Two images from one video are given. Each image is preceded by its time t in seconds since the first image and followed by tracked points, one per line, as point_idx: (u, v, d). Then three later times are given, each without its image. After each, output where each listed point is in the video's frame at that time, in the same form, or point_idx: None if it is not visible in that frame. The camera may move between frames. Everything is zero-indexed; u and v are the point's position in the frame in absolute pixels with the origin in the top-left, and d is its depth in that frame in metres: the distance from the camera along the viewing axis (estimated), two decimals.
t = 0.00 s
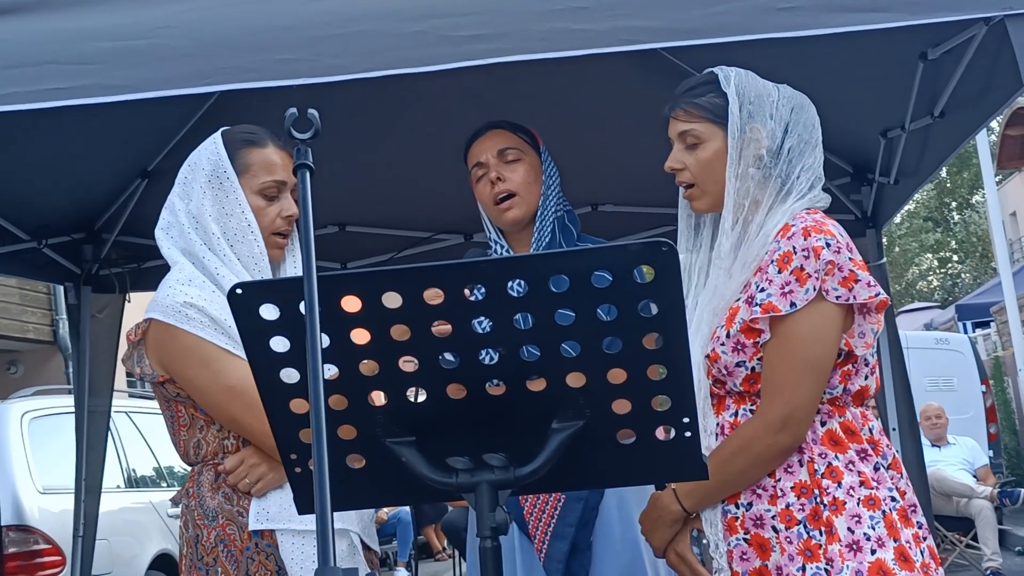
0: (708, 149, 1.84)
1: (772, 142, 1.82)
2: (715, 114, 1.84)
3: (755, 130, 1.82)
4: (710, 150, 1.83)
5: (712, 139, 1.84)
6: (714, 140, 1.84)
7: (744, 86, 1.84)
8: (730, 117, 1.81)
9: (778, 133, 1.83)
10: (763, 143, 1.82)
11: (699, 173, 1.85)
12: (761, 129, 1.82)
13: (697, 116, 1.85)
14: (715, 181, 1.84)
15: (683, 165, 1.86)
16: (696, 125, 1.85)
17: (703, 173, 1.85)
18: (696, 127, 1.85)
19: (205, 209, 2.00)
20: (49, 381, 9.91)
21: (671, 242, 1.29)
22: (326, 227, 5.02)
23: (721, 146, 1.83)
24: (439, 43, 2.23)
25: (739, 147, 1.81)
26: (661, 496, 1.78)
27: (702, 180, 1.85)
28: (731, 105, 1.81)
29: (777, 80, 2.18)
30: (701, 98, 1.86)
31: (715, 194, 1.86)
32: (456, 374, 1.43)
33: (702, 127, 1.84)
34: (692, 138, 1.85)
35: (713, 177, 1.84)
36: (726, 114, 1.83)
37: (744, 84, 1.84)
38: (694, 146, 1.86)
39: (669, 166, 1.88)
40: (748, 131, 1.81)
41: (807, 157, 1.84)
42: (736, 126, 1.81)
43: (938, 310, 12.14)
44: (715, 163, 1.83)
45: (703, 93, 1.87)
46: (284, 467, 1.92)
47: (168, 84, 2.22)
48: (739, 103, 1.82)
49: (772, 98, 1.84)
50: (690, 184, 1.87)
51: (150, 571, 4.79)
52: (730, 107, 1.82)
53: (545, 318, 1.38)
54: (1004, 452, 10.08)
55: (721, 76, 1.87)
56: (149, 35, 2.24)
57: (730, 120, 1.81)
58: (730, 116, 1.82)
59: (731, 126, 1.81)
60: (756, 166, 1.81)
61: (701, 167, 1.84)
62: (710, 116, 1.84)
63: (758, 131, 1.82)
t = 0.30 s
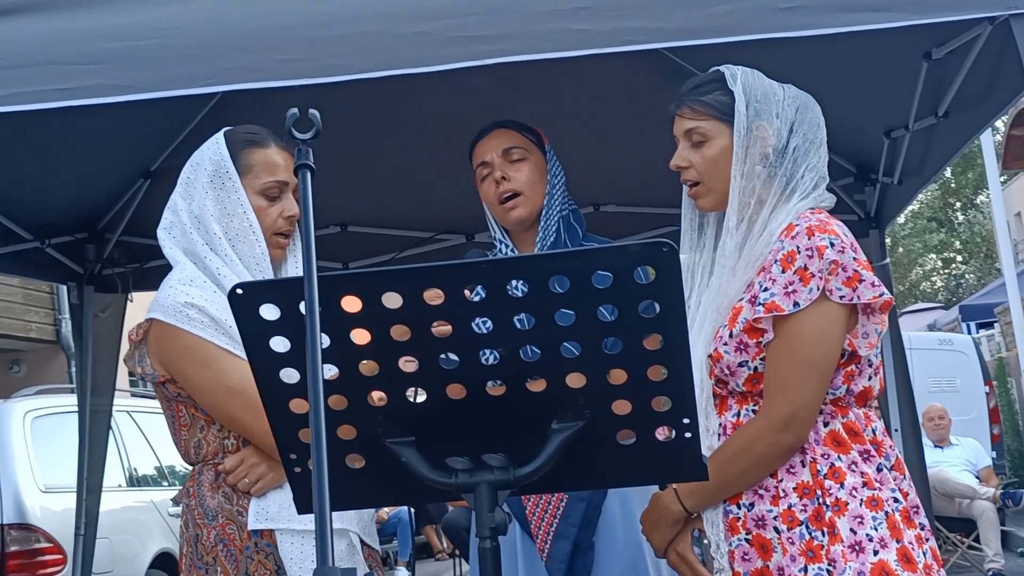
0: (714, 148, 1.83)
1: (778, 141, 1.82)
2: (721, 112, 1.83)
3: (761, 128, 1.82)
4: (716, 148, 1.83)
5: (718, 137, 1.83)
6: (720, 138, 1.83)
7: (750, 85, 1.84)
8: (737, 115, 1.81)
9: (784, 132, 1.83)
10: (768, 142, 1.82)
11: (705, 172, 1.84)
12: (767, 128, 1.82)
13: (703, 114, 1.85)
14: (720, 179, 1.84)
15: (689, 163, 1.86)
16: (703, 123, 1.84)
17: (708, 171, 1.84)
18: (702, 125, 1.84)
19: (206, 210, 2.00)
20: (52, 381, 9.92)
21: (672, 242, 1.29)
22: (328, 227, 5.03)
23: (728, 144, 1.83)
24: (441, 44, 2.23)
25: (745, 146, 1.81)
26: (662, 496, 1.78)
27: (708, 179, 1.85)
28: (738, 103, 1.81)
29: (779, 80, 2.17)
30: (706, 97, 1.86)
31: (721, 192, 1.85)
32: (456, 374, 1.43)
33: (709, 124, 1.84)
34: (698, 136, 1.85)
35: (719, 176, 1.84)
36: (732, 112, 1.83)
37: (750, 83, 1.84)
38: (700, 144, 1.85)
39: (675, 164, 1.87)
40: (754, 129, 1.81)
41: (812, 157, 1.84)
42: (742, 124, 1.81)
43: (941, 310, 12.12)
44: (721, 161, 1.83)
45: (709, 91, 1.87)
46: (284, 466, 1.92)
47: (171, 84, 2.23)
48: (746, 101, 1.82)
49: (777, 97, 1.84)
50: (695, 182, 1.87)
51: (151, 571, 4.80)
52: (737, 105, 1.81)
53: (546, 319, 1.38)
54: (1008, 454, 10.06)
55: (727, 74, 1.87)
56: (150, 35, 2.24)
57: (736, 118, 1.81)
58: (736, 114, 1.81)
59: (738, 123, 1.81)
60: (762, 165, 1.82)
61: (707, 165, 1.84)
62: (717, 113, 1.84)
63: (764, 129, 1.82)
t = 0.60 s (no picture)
0: (716, 148, 1.83)
1: (780, 141, 1.82)
2: (723, 113, 1.84)
3: (763, 129, 1.82)
4: (719, 148, 1.83)
5: (721, 138, 1.83)
6: (723, 139, 1.83)
7: (752, 85, 1.84)
8: (739, 116, 1.81)
9: (787, 132, 1.82)
10: (771, 143, 1.82)
11: (708, 173, 1.84)
12: (769, 128, 1.82)
13: (705, 116, 1.85)
14: (723, 180, 1.84)
15: (692, 164, 1.86)
16: (705, 124, 1.84)
17: (711, 172, 1.84)
18: (705, 126, 1.84)
19: (208, 213, 2.00)
20: (55, 384, 9.95)
21: (673, 244, 1.29)
22: (330, 230, 5.03)
23: (730, 145, 1.83)
24: (443, 46, 2.23)
25: (747, 147, 1.81)
26: (666, 498, 1.78)
27: (711, 180, 1.85)
28: (740, 104, 1.81)
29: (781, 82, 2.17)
30: (709, 98, 1.86)
31: (723, 194, 1.85)
32: (457, 377, 1.42)
33: (711, 126, 1.84)
34: (700, 137, 1.85)
35: (721, 177, 1.84)
36: (734, 113, 1.83)
37: (752, 84, 1.84)
38: (702, 145, 1.86)
39: (677, 165, 1.88)
40: (757, 130, 1.81)
41: (816, 158, 1.83)
42: (744, 125, 1.81)
43: (944, 312, 12.11)
44: (723, 162, 1.83)
45: (711, 93, 1.87)
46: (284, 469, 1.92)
47: (173, 87, 2.23)
48: (748, 102, 1.82)
49: (780, 98, 1.84)
50: (698, 183, 1.87)
51: (156, 571, 4.84)
52: (739, 106, 1.82)
53: (548, 321, 1.38)
54: (1011, 456, 10.05)
55: (729, 75, 1.87)
56: (151, 38, 2.24)
57: (738, 119, 1.81)
58: (739, 115, 1.81)
59: (740, 124, 1.81)
60: (765, 165, 1.81)
61: (709, 166, 1.84)
62: (719, 115, 1.84)
63: (767, 129, 1.82)
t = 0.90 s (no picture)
0: (719, 150, 1.84)
1: (783, 143, 1.82)
2: (725, 115, 1.84)
3: (766, 131, 1.82)
4: (721, 150, 1.84)
5: (723, 140, 1.84)
6: (725, 140, 1.84)
7: (754, 87, 1.84)
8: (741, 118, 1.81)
9: (790, 134, 1.83)
10: (773, 144, 1.82)
11: (711, 175, 1.85)
12: (772, 129, 1.82)
13: (708, 118, 1.85)
14: (726, 181, 1.84)
15: (694, 167, 1.87)
16: (707, 126, 1.85)
17: (714, 174, 1.85)
18: (707, 128, 1.85)
19: (208, 215, 2.00)
20: (56, 387, 9.95)
21: (673, 247, 1.29)
22: (331, 233, 5.03)
23: (732, 147, 1.83)
24: (443, 48, 2.23)
25: (750, 149, 1.81)
26: (669, 500, 1.78)
27: (715, 181, 1.85)
28: (742, 106, 1.81)
29: (782, 85, 2.17)
30: (711, 100, 1.87)
31: (725, 196, 1.86)
32: (458, 379, 1.42)
33: (714, 128, 1.85)
34: (702, 139, 1.86)
35: (725, 178, 1.84)
36: (737, 115, 1.84)
37: (754, 86, 1.84)
38: (705, 147, 1.86)
39: (681, 168, 1.88)
40: (759, 132, 1.81)
41: (819, 159, 1.83)
42: (746, 127, 1.81)
43: (943, 315, 12.11)
44: (726, 164, 1.84)
45: (713, 94, 1.87)
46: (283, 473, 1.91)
47: (174, 90, 2.23)
48: (750, 104, 1.82)
49: (782, 99, 1.84)
50: (701, 185, 1.87)
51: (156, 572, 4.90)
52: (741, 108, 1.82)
53: (549, 323, 1.38)
54: (1012, 459, 10.05)
55: (731, 77, 1.87)
56: (152, 41, 2.24)
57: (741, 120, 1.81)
58: (741, 117, 1.82)
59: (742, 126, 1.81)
60: (767, 167, 1.82)
61: (712, 168, 1.85)
62: (721, 117, 1.84)
63: (769, 131, 1.82)
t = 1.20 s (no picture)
0: (723, 149, 1.84)
1: (787, 141, 1.82)
2: (728, 114, 1.84)
3: (770, 129, 1.82)
4: (726, 149, 1.84)
5: (727, 138, 1.84)
6: (729, 139, 1.84)
7: (758, 85, 1.84)
8: (745, 116, 1.81)
9: (793, 133, 1.82)
10: (778, 143, 1.82)
11: (715, 173, 1.85)
12: (776, 128, 1.82)
13: (712, 117, 1.86)
14: (731, 179, 1.84)
15: (699, 165, 1.87)
16: (711, 125, 1.85)
17: (719, 171, 1.85)
18: (711, 127, 1.85)
19: (209, 214, 2.00)
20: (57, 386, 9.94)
21: (676, 247, 1.29)
22: (332, 233, 5.03)
23: (736, 145, 1.84)
24: (445, 48, 2.23)
25: (754, 147, 1.81)
26: (673, 500, 1.78)
27: (719, 180, 1.85)
28: (745, 104, 1.81)
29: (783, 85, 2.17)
30: (715, 99, 1.87)
31: (730, 194, 1.86)
32: (461, 379, 1.42)
33: (717, 126, 1.85)
34: (707, 138, 1.86)
35: (729, 176, 1.84)
36: (740, 113, 1.84)
37: (758, 84, 1.84)
38: (709, 146, 1.86)
39: (685, 166, 1.89)
40: (763, 130, 1.81)
41: (822, 158, 1.83)
42: (750, 126, 1.81)
43: (943, 315, 12.12)
44: (730, 163, 1.84)
45: (717, 93, 1.87)
46: (283, 473, 1.91)
47: (176, 89, 2.23)
48: (754, 102, 1.82)
49: (786, 98, 1.84)
50: (706, 184, 1.87)
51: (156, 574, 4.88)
52: (744, 107, 1.82)
53: (552, 323, 1.38)
54: (1012, 459, 10.05)
55: (735, 76, 1.87)
56: (154, 40, 2.24)
57: (745, 119, 1.81)
58: (745, 116, 1.82)
59: (746, 124, 1.81)
60: (772, 165, 1.82)
61: (716, 167, 1.85)
62: (725, 115, 1.84)
63: (773, 129, 1.82)
